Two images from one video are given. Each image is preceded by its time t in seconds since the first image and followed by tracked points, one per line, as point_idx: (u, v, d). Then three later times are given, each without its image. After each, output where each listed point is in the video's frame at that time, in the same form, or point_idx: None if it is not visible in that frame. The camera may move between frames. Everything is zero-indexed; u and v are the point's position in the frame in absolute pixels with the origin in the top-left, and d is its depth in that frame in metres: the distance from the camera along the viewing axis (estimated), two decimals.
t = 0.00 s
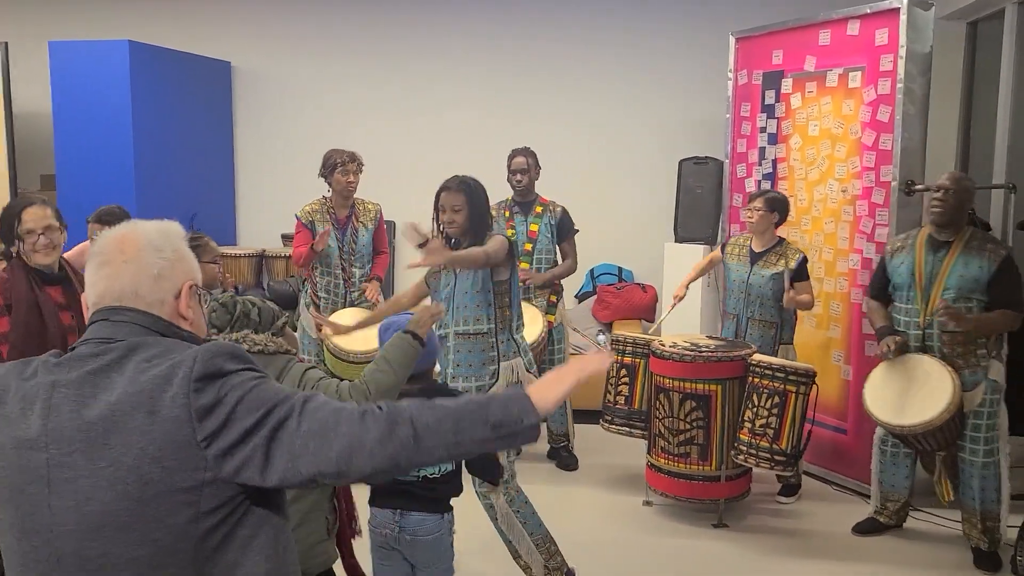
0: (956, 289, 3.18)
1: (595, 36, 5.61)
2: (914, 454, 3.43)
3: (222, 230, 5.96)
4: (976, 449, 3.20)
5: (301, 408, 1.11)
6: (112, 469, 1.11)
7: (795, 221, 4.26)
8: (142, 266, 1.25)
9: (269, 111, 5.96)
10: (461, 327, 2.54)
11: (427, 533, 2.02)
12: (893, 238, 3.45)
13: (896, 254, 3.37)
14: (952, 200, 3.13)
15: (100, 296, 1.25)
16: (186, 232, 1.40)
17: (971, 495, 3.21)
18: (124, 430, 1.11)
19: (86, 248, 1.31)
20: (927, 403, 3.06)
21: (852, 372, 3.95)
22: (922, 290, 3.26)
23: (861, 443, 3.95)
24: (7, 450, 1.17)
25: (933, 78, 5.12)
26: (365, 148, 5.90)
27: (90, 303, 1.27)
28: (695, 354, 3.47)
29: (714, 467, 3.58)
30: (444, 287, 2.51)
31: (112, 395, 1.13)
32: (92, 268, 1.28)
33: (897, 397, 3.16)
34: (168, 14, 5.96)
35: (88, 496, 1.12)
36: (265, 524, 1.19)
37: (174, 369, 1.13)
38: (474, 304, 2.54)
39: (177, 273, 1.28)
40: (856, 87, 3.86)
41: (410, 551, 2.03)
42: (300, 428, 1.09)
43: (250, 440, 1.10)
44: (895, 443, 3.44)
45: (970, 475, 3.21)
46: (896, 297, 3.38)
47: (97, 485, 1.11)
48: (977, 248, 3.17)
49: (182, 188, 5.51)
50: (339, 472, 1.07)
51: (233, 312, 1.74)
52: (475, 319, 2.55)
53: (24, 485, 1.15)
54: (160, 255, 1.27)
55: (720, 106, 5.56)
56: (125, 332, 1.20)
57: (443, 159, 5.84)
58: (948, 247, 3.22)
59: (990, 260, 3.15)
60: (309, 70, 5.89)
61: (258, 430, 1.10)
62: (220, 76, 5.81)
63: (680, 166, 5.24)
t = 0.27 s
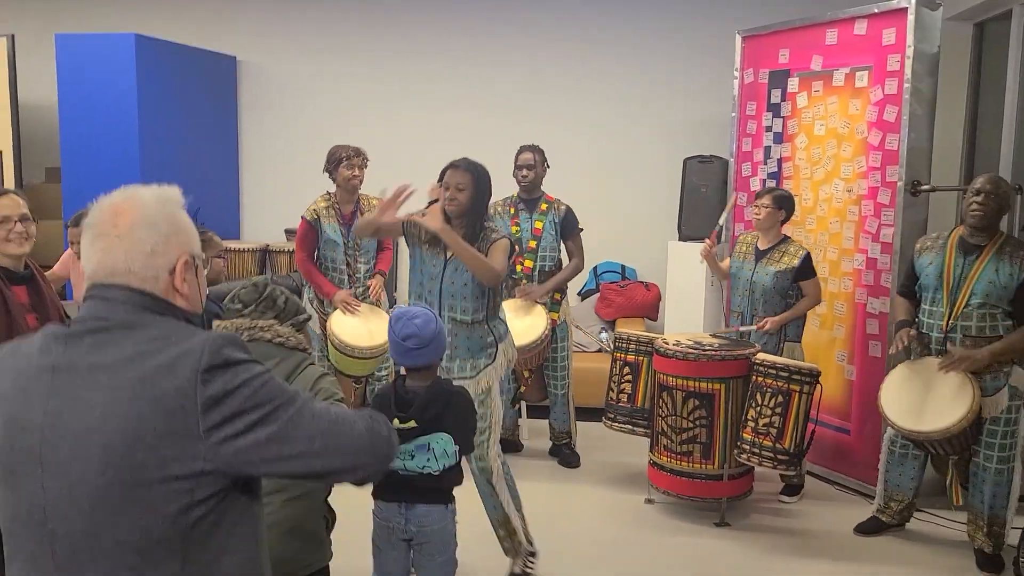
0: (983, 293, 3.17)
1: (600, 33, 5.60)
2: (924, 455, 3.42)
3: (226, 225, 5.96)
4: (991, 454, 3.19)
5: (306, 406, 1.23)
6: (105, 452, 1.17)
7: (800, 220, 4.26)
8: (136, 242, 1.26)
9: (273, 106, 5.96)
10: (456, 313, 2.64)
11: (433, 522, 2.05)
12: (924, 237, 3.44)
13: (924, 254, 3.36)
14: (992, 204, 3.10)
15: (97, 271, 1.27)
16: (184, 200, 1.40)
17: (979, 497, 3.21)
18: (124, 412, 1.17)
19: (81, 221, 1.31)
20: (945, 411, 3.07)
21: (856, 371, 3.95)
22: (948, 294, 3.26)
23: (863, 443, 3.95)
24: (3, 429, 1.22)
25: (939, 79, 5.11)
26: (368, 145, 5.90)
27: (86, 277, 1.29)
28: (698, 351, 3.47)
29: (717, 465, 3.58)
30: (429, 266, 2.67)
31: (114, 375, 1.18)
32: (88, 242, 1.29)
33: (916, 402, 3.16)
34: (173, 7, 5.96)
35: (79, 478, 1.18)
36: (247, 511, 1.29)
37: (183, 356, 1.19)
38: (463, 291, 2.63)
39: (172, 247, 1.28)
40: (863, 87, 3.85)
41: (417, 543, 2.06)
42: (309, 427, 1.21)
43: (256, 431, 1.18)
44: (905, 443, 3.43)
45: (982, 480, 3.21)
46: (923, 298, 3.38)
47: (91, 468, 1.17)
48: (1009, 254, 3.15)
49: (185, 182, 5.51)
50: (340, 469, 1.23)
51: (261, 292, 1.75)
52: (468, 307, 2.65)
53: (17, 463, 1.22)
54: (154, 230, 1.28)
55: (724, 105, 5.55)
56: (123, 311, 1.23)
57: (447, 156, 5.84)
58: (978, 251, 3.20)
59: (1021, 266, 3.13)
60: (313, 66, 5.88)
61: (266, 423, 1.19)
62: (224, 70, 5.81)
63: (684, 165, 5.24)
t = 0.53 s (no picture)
0: (994, 317, 3.16)
1: (615, 43, 5.61)
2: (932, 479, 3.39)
3: (238, 223, 5.98)
4: (997, 480, 3.16)
5: (255, 420, 1.34)
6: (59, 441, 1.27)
7: (811, 237, 4.25)
8: (126, 241, 1.38)
9: (287, 106, 5.98)
10: (471, 333, 2.68)
11: (413, 534, 2.11)
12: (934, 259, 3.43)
13: (935, 276, 3.34)
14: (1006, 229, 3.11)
15: (88, 264, 1.39)
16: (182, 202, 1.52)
17: (984, 523, 3.21)
18: (80, 404, 1.27)
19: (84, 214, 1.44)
20: (955, 434, 3.09)
21: (863, 391, 3.94)
22: (959, 317, 3.25)
23: (867, 462, 3.94)
24: None
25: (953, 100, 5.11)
26: (381, 147, 5.92)
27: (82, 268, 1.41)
28: (707, 365, 3.46)
29: (721, 481, 3.57)
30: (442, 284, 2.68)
31: (76, 369, 1.29)
32: (84, 236, 1.41)
33: (927, 422, 3.17)
34: (191, 6, 6.00)
35: (37, 459, 1.28)
36: (197, 508, 1.39)
37: (141, 361, 1.29)
38: (476, 314, 2.67)
39: (159, 249, 1.40)
40: (878, 107, 3.85)
41: (394, 549, 2.13)
42: (256, 441, 1.32)
43: (206, 437, 1.30)
44: (914, 467, 3.40)
45: (988, 505, 3.18)
46: (932, 321, 3.37)
47: (48, 450, 1.28)
48: (1020, 276, 3.14)
49: (198, 180, 5.53)
50: (280, 483, 1.34)
51: (308, 306, 1.79)
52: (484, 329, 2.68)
53: None
54: (146, 231, 1.40)
55: (738, 119, 5.55)
56: (103, 307, 1.35)
57: (460, 160, 5.85)
58: (989, 274, 3.19)
59: None
60: (328, 68, 5.91)
61: (213, 432, 1.30)
62: (240, 69, 5.83)
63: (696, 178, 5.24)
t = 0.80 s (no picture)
0: (987, 336, 3.19)
1: (630, 53, 5.63)
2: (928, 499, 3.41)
3: (249, 219, 6.01)
4: (994, 500, 3.17)
5: (207, 398, 1.33)
6: (18, 405, 1.29)
7: (820, 253, 4.26)
8: (106, 222, 1.39)
9: (301, 104, 6.01)
10: (480, 332, 2.67)
11: (405, 535, 2.10)
12: (927, 278, 3.45)
13: (928, 295, 3.37)
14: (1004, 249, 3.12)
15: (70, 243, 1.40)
16: (171, 186, 1.52)
17: (982, 544, 3.23)
18: (37, 372, 1.28)
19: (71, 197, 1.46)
20: (953, 453, 3.07)
21: (866, 408, 3.95)
22: (953, 336, 3.27)
23: (868, 480, 3.95)
24: None
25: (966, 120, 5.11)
26: (394, 149, 5.94)
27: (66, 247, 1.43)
28: (711, 378, 3.48)
29: (721, 493, 3.58)
30: (454, 282, 2.68)
31: (39, 338, 1.31)
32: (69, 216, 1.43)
33: (924, 442, 3.15)
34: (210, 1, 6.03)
35: None
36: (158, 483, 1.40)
37: (98, 332, 1.29)
38: (487, 313, 2.66)
39: (138, 230, 1.40)
40: (890, 125, 3.87)
41: (387, 545, 2.13)
42: (208, 418, 1.32)
43: (156, 412, 1.30)
44: (909, 486, 3.43)
45: (985, 525, 3.20)
46: (926, 340, 3.38)
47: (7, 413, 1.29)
48: (1011, 296, 3.17)
49: (211, 175, 5.56)
50: (231, 463, 1.34)
51: (316, 325, 1.83)
52: (493, 328, 2.68)
53: None
54: (126, 212, 1.40)
55: (750, 132, 5.56)
56: (72, 280, 1.36)
57: (472, 164, 5.87)
58: (982, 294, 3.22)
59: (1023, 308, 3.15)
60: (343, 68, 5.94)
61: (165, 407, 1.30)
62: (256, 65, 5.87)
63: (706, 189, 5.25)
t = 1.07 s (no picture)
0: (977, 332, 3.17)
1: (637, 50, 5.61)
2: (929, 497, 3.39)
3: (255, 215, 6.02)
4: (995, 496, 3.18)
5: (169, 401, 1.34)
6: None
7: (825, 251, 4.26)
8: (86, 225, 1.41)
9: (307, 100, 6.01)
10: (492, 327, 2.60)
11: (450, 535, 2.03)
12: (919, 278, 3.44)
13: (919, 295, 3.35)
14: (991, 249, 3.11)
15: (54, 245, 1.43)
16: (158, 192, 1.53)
17: (983, 540, 3.21)
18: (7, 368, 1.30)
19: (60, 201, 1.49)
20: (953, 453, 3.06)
21: (871, 407, 3.95)
22: (946, 333, 3.25)
23: (873, 479, 3.94)
24: None
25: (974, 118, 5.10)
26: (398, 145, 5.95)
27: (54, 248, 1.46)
28: (717, 376, 3.47)
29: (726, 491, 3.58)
30: (467, 276, 2.57)
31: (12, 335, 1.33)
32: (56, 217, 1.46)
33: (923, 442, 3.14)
34: None
35: None
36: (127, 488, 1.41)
37: (64, 331, 1.31)
38: (500, 309, 2.59)
39: (118, 235, 1.42)
40: (897, 123, 3.85)
41: (431, 546, 2.07)
42: (170, 419, 1.33)
43: (117, 411, 1.31)
44: (909, 485, 3.40)
45: (987, 522, 3.19)
46: (921, 338, 3.37)
47: None
48: (1000, 293, 3.17)
49: (218, 170, 5.57)
50: (190, 465, 1.34)
51: (307, 332, 1.77)
52: (505, 323, 2.61)
53: None
54: (105, 217, 1.42)
55: (755, 130, 5.55)
56: (49, 281, 1.38)
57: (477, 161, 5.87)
58: (973, 290, 3.21)
59: (1011, 305, 3.13)
60: (350, 64, 5.94)
61: (127, 406, 1.31)
62: (262, 61, 5.87)
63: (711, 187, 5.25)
